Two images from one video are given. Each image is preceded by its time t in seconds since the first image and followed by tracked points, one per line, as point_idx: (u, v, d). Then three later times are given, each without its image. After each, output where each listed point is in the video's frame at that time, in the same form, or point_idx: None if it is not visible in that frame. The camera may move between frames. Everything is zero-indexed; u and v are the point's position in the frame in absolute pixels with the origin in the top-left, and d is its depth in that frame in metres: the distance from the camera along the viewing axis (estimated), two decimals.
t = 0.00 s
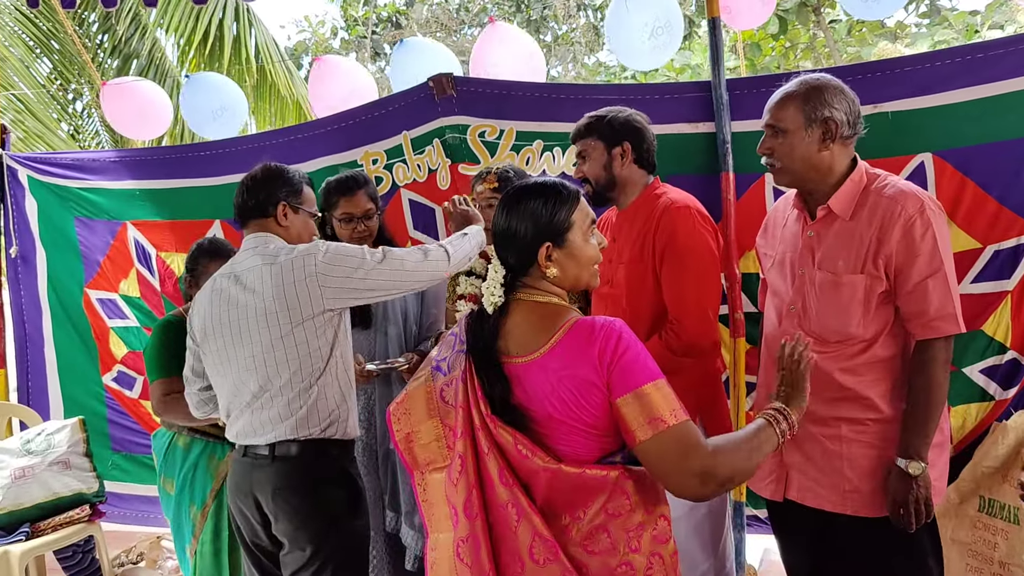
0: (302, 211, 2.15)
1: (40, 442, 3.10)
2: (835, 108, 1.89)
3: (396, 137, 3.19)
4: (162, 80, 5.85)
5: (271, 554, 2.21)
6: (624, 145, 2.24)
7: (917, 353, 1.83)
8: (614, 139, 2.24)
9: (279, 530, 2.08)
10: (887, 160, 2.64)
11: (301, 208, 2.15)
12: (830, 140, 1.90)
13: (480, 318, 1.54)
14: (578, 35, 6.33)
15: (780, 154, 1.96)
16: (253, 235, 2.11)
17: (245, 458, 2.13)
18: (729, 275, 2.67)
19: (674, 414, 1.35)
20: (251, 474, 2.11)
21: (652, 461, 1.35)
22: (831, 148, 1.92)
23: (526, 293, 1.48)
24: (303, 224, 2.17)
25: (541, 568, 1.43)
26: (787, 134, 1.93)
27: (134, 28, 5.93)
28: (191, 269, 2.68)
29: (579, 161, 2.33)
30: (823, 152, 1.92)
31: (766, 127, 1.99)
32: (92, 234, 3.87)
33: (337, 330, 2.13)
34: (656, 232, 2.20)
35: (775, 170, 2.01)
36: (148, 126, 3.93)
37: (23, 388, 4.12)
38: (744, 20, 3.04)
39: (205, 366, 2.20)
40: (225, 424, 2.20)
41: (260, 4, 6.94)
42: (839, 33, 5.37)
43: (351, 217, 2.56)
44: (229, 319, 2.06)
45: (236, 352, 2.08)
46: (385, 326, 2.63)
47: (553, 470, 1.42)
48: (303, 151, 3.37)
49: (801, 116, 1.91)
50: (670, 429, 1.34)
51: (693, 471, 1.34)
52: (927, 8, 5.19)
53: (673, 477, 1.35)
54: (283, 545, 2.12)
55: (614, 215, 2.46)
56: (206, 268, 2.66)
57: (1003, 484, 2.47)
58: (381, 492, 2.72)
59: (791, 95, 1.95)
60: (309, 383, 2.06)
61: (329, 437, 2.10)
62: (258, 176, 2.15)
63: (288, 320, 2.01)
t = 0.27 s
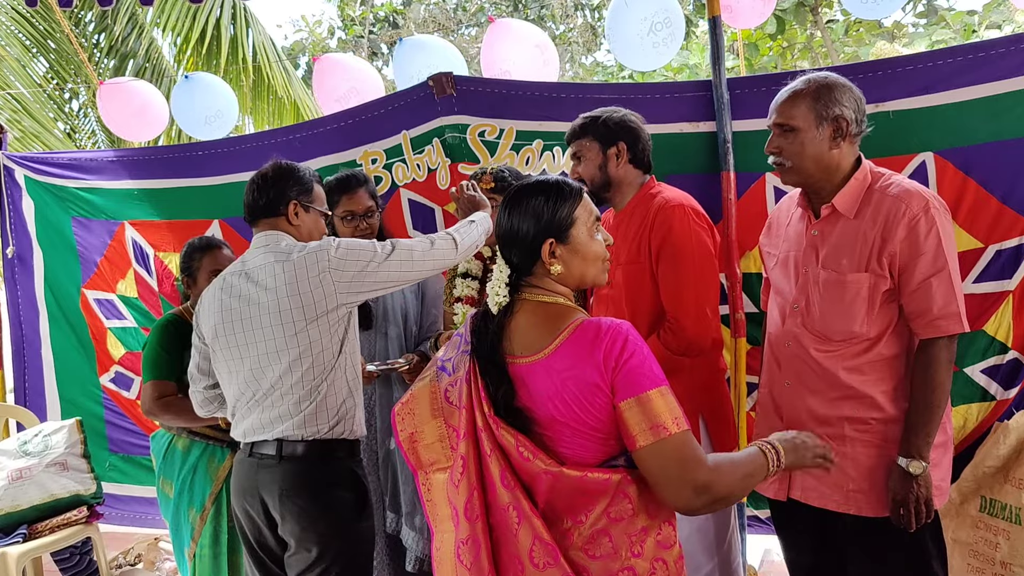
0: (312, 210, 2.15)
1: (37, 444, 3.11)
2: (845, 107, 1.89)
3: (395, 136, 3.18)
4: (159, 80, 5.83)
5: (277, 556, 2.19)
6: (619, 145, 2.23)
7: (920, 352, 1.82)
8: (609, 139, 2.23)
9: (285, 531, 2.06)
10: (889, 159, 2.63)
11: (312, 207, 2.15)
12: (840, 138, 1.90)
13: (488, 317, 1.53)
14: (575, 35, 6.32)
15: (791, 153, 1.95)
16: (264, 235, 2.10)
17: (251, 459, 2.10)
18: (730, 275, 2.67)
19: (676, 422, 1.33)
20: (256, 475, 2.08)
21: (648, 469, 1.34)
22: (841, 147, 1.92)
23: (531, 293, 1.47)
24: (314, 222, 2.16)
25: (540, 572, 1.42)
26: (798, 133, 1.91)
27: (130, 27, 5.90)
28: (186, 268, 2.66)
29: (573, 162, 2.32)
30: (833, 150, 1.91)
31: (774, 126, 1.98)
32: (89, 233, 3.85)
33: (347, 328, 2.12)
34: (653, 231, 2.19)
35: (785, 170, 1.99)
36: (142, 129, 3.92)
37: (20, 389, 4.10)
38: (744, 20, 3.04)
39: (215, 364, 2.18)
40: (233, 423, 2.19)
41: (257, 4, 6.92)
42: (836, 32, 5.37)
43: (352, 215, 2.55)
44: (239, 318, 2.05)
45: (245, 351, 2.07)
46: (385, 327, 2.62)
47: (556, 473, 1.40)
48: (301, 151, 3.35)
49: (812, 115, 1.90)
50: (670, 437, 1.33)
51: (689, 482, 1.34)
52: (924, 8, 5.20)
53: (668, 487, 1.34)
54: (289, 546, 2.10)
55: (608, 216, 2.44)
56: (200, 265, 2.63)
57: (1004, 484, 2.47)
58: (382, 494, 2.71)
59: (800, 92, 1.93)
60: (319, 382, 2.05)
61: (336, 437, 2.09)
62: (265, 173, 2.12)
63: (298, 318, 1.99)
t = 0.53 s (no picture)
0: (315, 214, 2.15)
1: (35, 445, 3.10)
2: (851, 107, 1.91)
3: (394, 137, 3.17)
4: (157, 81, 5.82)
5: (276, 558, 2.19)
6: (617, 146, 2.23)
7: (922, 352, 1.82)
8: (607, 141, 2.23)
9: (286, 532, 2.06)
10: (887, 160, 2.63)
11: (315, 210, 2.15)
12: (847, 137, 1.92)
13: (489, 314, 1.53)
14: (574, 35, 6.32)
15: (800, 153, 1.93)
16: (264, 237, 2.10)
17: (251, 460, 2.10)
18: (729, 276, 2.67)
19: (681, 432, 1.38)
20: (256, 477, 2.08)
21: (653, 476, 1.40)
22: (847, 146, 1.93)
23: (533, 294, 1.48)
24: (317, 225, 2.16)
25: None
26: (808, 132, 1.91)
27: (129, 28, 5.89)
28: (184, 268, 2.65)
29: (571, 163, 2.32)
30: (841, 149, 1.93)
31: (780, 126, 1.96)
32: (87, 234, 3.84)
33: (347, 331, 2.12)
34: (650, 233, 2.19)
35: (792, 171, 1.97)
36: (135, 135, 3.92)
37: (18, 389, 4.10)
38: (741, 22, 3.04)
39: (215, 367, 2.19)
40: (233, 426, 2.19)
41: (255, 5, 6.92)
42: (834, 34, 5.38)
43: (351, 214, 2.54)
44: (239, 321, 2.05)
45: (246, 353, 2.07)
46: (383, 327, 2.63)
47: (551, 476, 1.40)
48: (300, 152, 3.35)
49: (821, 114, 1.90)
50: (675, 447, 1.37)
51: (690, 492, 1.40)
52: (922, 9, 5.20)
53: (670, 493, 1.41)
54: (289, 548, 2.10)
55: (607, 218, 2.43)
56: (197, 264, 2.62)
57: (1003, 486, 2.47)
58: (381, 496, 2.71)
59: (805, 92, 1.93)
60: (319, 386, 2.05)
61: (336, 440, 2.09)
62: (269, 176, 2.11)
63: (299, 321, 1.99)
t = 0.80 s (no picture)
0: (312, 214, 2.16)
1: (32, 444, 3.08)
2: (851, 107, 1.92)
3: (392, 137, 3.17)
4: (156, 80, 5.82)
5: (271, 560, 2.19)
6: (617, 145, 2.22)
7: (925, 350, 1.83)
8: (607, 140, 2.22)
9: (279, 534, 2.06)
10: (886, 160, 2.63)
11: (314, 212, 2.16)
12: (847, 137, 1.93)
13: (489, 313, 1.53)
14: (574, 35, 6.30)
15: (801, 152, 1.92)
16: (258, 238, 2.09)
17: (243, 462, 2.11)
18: (727, 276, 2.66)
19: (685, 432, 1.38)
20: (250, 478, 2.08)
21: (653, 476, 1.41)
22: (847, 146, 1.94)
23: (537, 293, 1.47)
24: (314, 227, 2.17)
25: None
26: (811, 131, 1.90)
27: (127, 27, 5.88)
28: (180, 267, 2.64)
29: (570, 161, 2.31)
30: (841, 149, 1.93)
31: (781, 125, 1.95)
32: (86, 233, 3.84)
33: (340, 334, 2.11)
34: (649, 233, 2.18)
35: (793, 171, 1.96)
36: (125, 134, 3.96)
37: (15, 389, 4.09)
38: (739, 22, 3.04)
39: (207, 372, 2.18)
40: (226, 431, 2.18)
41: (254, 4, 6.91)
42: (834, 34, 5.38)
43: (349, 213, 2.54)
44: (234, 324, 2.04)
45: (241, 357, 2.06)
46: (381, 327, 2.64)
47: (557, 478, 1.40)
48: (298, 151, 3.35)
49: (823, 114, 1.90)
50: (678, 446, 1.38)
51: (692, 492, 1.41)
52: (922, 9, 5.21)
53: (671, 493, 1.42)
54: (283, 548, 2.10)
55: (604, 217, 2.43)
56: (195, 262, 2.62)
57: (1001, 486, 2.47)
58: (378, 496, 2.70)
59: (806, 91, 1.93)
60: (314, 390, 2.04)
61: (332, 444, 2.08)
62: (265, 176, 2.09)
63: (295, 325, 1.99)
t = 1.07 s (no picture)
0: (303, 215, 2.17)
1: (32, 442, 3.08)
2: (850, 107, 1.93)
3: (393, 135, 3.16)
4: (156, 78, 5.81)
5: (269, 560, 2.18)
6: (618, 144, 2.21)
7: (931, 346, 1.84)
8: (607, 139, 2.21)
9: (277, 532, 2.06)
10: (888, 159, 2.62)
11: (303, 212, 2.17)
12: (849, 136, 1.94)
13: (487, 311, 1.51)
14: (574, 35, 6.31)
15: (807, 153, 1.91)
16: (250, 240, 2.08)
17: (241, 461, 2.10)
18: (728, 275, 2.65)
19: (680, 432, 1.35)
20: (248, 477, 2.07)
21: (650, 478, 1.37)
22: (848, 145, 1.95)
23: (533, 293, 1.46)
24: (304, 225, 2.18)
25: None
26: (816, 132, 1.90)
27: (128, 25, 5.88)
28: (181, 265, 2.63)
29: (570, 160, 2.30)
30: (844, 149, 1.94)
31: (785, 126, 1.93)
32: (86, 231, 3.83)
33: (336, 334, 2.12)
34: (649, 234, 2.18)
35: (799, 173, 1.94)
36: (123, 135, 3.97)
37: (15, 387, 4.09)
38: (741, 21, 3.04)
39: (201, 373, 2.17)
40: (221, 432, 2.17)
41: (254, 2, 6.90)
42: (835, 33, 5.37)
43: (349, 212, 2.53)
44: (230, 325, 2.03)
45: (237, 357, 2.05)
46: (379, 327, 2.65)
47: (557, 484, 1.39)
48: (299, 150, 3.34)
49: (827, 115, 1.90)
50: (675, 446, 1.34)
51: (691, 491, 1.36)
52: (924, 9, 5.21)
53: (669, 494, 1.37)
54: (281, 548, 2.09)
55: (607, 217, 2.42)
56: (195, 260, 2.62)
57: (1002, 486, 2.47)
58: (377, 495, 2.69)
59: (810, 91, 1.92)
60: (312, 390, 2.03)
61: (330, 444, 2.07)
62: (254, 178, 2.11)
63: (291, 325, 1.98)
